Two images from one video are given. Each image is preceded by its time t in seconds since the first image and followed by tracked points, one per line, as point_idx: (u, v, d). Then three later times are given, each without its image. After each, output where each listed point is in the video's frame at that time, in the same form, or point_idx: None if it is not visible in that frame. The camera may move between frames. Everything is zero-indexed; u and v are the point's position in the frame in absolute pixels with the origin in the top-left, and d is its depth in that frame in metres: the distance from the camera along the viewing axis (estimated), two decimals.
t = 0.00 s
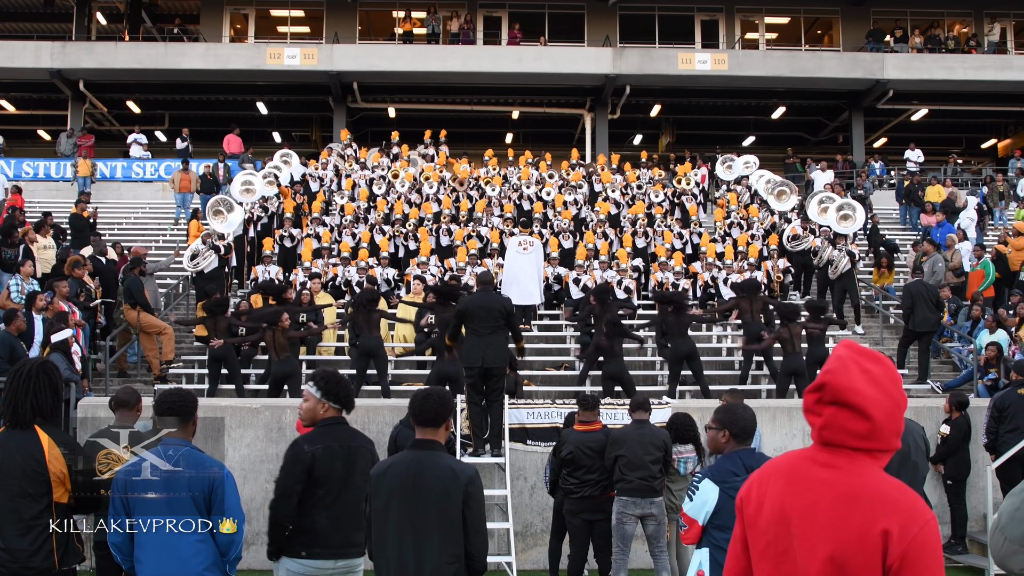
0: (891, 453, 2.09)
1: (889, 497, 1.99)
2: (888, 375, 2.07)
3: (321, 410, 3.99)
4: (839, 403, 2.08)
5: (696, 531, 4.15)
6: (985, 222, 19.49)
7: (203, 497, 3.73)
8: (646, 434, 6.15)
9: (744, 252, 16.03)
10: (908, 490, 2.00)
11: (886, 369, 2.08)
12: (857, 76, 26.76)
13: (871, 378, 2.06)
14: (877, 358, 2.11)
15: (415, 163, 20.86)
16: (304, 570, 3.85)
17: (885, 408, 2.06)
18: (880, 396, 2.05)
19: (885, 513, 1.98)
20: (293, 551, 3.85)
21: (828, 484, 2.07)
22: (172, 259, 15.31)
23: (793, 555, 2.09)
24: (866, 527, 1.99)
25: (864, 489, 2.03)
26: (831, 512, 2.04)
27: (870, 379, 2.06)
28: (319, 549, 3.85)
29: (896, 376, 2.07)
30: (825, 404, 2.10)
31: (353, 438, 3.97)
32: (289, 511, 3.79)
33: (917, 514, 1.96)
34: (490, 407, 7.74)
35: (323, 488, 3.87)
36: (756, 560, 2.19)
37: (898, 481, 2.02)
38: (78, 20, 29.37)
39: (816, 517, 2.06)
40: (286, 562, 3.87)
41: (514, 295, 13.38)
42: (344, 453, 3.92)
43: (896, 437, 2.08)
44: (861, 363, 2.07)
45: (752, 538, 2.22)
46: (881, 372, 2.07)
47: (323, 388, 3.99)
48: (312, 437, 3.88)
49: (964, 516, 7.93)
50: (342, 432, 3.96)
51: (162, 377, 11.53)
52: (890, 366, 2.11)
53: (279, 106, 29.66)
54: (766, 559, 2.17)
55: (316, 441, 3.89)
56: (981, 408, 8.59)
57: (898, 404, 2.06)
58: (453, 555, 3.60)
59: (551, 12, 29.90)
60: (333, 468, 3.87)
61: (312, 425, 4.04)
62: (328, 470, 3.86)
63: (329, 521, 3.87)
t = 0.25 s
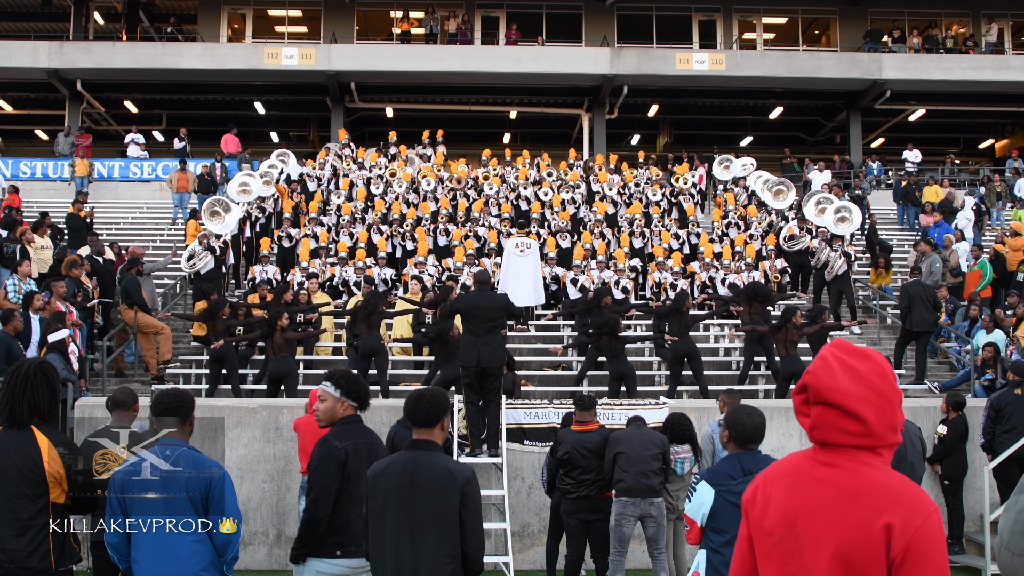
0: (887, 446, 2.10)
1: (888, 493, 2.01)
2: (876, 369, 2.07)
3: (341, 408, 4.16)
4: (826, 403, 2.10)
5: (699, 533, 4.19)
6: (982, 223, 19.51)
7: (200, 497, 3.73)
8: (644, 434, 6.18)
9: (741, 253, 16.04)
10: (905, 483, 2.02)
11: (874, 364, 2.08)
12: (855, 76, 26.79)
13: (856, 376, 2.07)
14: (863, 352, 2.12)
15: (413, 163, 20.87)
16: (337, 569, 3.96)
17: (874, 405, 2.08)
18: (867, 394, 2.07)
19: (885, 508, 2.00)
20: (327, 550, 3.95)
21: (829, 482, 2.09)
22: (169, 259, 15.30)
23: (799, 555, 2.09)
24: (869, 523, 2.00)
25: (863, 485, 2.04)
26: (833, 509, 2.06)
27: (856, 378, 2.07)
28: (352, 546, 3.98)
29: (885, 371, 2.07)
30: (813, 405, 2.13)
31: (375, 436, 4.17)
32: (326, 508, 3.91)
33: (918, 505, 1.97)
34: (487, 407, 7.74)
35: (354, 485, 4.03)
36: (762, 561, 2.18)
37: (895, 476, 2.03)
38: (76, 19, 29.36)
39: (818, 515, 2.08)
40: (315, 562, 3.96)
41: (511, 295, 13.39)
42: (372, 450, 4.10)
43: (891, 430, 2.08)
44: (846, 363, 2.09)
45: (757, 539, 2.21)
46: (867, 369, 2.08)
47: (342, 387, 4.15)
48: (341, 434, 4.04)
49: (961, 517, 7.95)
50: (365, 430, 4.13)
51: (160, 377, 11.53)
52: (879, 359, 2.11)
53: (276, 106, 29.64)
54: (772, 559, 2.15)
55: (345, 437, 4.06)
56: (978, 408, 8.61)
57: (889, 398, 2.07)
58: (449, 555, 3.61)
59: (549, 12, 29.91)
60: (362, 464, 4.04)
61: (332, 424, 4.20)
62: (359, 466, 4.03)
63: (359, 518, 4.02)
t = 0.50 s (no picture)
0: (882, 447, 2.11)
1: (885, 492, 2.02)
2: (871, 370, 2.09)
3: (349, 406, 4.18)
4: (818, 405, 2.12)
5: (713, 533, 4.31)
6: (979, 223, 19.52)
7: (196, 497, 3.72)
8: (645, 434, 6.20)
9: (738, 252, 16.04)
10: (901, 480, 2.03)
11: (868, 366, 2.10)
12: (852, 76, 26.79)
13: (849, 378, 2.09)
14: (856, 353, 2.13)
15: (411, 164, 20.87)
16: (344, 568, 3.99)
17: (866, 406, 2.09)
18: (860, 395, 2.09)
19: (881, 507, 2.01)
20: (333, 550, 3.97)
21: (825, 484, 2.10)
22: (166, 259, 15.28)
23: (798, 558, 2.09)
24: (866, 524, 2.02)
25: (859, 485, 2.06)
26: (830, 509, 2.07)
27: (848, 379, 2.09)
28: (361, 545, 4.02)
29: (880, 372, 2.08)
30: (805, 405, 2.15)
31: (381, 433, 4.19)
32: (336, 508, 3.93)
33: (914, 502, 1.99)
34: (484, 407, 7.75)
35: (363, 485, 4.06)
36: (764, 565, 2.19)
37: (891, 474, 2.04)
38: (73, 19, 29.33)
39: (816, 517, 2.09)
40: (321, 561, 3.99)
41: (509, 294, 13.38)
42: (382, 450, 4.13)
43: (885, 431, 2.10)
44: (838, 364, 2.10)
45: (759, 545, 2.21)
46: (860, 369, 2.10)
47: (352, 385, 4.16)
48: (352, 434, 4.07)
49: (958, 517, 7.97)
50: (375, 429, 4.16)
51: (156, 376, 11.50)
52: (873, 360, 2.12)
53: (273, 106, 29.61)
54: (774, 564, 2.15)
55: (356, 437, 4.09)
56: (975, 408, 8.63)
57: (882, 399, 2.08)
58: (446, 555, 3.62)
59: (547, 12, 29.93)
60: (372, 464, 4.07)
61: (339, 421, 4.22)
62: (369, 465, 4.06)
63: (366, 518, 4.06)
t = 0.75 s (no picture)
0: (882, 451, 2.16)
1: (882, 492, 2.08)
2: (869, 375, 2.15)
3: (343, 406, 4.17)
4: (817, 407, 2.20)
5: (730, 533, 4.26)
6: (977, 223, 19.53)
7: (194, 497, 3.73)
8: (645, 433, 6.22)
9: (736, 252, 16.03)
10: (900, 480, 2.08)
11: (867, 371, 2.16)
12: (849, 76, 26.82)
13: (847, 382, 2.16)
14: (857, 359, 2.20)
15: (409, 163, 20.87)
16: (341, 569, 4.00)
17: (865, 410, 2.16)
18: (857, 400, 2.15)
19: (879, 507, 2.07)
20: (329, 551, 3.99)
21: (827, 485, 2.16)
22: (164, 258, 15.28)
23: (803, 558, 2.15)
24: (865, 524, 2.07)
25: (857, 486, 2.12)
26: (831, 511, 2.13)
27: (847, 383, 2.16)
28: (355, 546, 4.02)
29: (878, 378, 2.15)
30: (805, 408, 2.23)
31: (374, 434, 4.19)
32: (325, 508, 3.93)
33: (911, 502, 2.04)
34: (482, 407, 7.74)
35: (354, 486, 4.05)
36: (774, 566, 2.25)
37: (889, 475, 2.10)
38: (70, 18, 29.33)
39: (818, 518, 2.15)
40: (319, 563, 3.99)
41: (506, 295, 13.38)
42: (371, 450, 4.12)
43: (884, 435, 2.16)
44: (837, 369, 2.18)
45: (769, 547, 2.27)
46: (859, 373, 2.16)
47: (344, 383, 4.15)
48: (341, 435, 4.06)
49: (956, 517, 7.98)
50: (365, 428, 4.14)
51: (154, 376, 11.51)
52: (873, 366, 2.19)
53: (271, 105, 29.59)
54: (781, 565, 2.21)
55: (345, 437, 4.07)
56: (972, 408, 8.64)
57: (879, 403, 2.15)
58: (445, 555, 3.62)
59: (544, 12, 29.93)
60: (361, 464, 4.06)
61: (333, 420, 4.21)
62: (360, 465, 4.06)
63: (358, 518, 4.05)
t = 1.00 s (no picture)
0: (883, 446, 2.18)
1: (872, 489, 2.10)
2: (862, 372, 2.18)
3: (331, 407, 4.15)
4: (815, 405, 2.24)
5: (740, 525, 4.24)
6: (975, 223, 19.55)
7: (192, 497, 3.74)
8: (644, 433, 6.27)
9: (734, 252, 16.03)
10: (894, 477, 2.10)
11: (863, 368, 2.18)
12: (847, 76, 26.85)
13: (842, 380, 2.19)
14: (854, 357, 2.23)
15: (407, 163, 20.87)
16: (335, 570, 3.98)
17: (862, 406, 2.18)
18: (851, 397, 2.18)
19: (867, 503, 2.09)
20: (323, 552, 3.97)
21: (827, 483, 2.20)
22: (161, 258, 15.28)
23: (810, 555, 2.20)
24: (853, 520, 2.11)
25: (853, 483, 2.15)
26: (830, 508, 2.17)
27: (841, 380, 2.19)
28: (349, 546, 4.02)
29: (873, 375, 2.17)
30: (806, 406, 2.27)
31: (365, 434, 4.18)
32: (318, 510, 3.92)
33: (900, 498, 2.05)
34: (480, 407, 7.73)
35: (346, 486, 4.06)
36: (790, 564, 2.30)
37: (884, 473, 2.13)
38: (68, 18, 29.32)
39: (819, 515, 2.19)
40: (313, 564, 3.96)
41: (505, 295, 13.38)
42: (362, 450, 4.14)
43: (883, 431, 2.18)
44: (833, 367, 2.20)
45: (786, 545, 2.32)
46: (853, 370, 2.19)
47: (331, 386, 4.12)
48: (331, 436, 4.06)
49: (953, 516, 7.99)
50: (356, 428, 4.15)
51: (152, 376, 11.51)
52: (870, 362, 2.21)
53: (269, 105, 29.58)
54: (795, 562, 2.27)
55: (336, 438, 4.07)
56: (970, 408, 8.65)
57: (874, 400, 2.17)
58: (445, 555, 3.63)
59: (542, 11, 29.95)
60: (354, 465, 4.07)
61: (322, 421, 4.19)
62: (351, 466, 4.06)
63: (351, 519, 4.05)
